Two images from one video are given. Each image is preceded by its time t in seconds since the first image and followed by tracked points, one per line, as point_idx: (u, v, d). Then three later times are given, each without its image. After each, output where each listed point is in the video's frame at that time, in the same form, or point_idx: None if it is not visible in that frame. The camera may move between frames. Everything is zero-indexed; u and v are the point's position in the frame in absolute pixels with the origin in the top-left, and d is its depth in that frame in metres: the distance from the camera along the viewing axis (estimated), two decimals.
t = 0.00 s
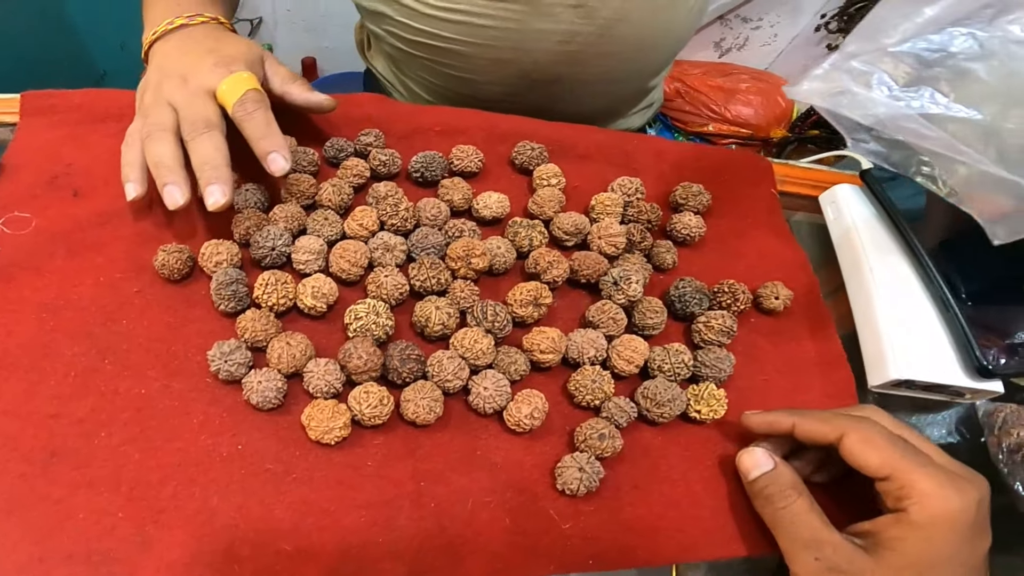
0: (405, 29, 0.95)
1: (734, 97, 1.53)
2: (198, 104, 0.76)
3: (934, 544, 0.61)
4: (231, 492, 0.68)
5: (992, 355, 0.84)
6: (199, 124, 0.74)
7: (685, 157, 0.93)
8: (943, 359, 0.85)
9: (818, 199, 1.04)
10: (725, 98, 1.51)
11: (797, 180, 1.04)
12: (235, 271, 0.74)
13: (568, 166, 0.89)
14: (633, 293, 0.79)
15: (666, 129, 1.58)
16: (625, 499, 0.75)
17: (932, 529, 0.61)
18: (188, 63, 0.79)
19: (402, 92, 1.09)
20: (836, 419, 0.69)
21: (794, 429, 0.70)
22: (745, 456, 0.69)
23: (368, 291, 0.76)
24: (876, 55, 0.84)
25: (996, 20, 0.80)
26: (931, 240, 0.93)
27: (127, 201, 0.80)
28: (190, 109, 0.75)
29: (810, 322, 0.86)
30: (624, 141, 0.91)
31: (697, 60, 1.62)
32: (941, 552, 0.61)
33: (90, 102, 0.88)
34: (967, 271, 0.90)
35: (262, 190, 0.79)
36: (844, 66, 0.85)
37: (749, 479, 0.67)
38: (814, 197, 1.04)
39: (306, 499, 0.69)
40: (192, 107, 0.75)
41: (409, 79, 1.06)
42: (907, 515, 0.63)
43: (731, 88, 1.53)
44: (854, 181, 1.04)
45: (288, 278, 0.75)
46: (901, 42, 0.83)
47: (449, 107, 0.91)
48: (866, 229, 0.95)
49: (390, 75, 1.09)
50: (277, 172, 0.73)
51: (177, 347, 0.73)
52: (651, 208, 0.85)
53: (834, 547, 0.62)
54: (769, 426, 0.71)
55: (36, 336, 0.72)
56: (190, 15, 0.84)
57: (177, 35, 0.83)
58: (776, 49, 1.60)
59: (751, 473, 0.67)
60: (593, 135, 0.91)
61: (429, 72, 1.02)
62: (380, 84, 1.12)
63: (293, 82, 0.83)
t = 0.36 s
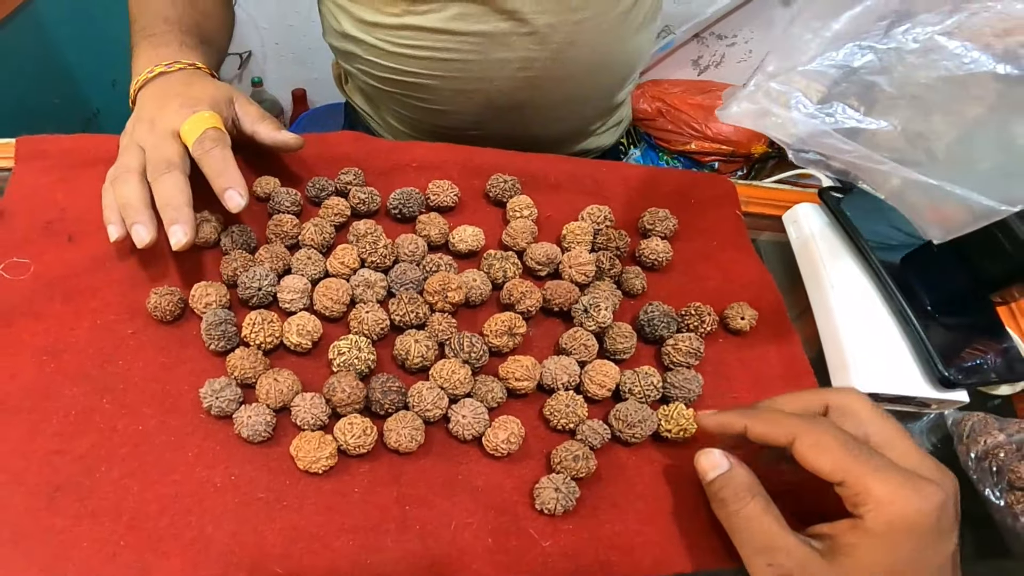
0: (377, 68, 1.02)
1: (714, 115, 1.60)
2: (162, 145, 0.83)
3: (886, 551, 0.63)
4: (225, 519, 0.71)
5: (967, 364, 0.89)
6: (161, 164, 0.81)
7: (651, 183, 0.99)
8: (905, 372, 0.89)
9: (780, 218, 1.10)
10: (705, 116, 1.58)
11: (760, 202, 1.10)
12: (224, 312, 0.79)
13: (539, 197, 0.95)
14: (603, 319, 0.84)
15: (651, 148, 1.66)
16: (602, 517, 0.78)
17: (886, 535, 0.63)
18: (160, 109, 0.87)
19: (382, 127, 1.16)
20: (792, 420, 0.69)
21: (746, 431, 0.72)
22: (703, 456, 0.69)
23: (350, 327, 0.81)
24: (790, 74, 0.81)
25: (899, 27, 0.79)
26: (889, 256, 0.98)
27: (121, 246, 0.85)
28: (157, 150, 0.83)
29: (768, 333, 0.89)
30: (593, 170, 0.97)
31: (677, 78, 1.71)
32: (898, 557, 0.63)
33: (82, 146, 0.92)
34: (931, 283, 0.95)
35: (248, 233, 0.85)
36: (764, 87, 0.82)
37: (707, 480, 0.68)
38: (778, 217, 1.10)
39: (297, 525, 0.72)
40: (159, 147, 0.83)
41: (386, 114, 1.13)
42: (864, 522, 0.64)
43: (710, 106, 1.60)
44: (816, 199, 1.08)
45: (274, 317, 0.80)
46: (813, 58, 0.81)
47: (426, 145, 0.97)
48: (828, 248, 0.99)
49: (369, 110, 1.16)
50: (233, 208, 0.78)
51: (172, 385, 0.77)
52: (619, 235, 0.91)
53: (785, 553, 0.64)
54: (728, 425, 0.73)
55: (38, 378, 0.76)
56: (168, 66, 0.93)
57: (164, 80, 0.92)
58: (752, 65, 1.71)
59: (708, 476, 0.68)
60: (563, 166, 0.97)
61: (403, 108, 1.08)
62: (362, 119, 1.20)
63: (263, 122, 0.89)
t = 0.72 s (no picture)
0: (371, 83, 1.06)
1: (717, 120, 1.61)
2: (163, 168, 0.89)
3: (798, 476, 0.63)
4: (229, 518, 0.74)
5: (970, 362, 0.91)
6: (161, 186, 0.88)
7: (639, 188, 1.01)
8: (893, 367, 0.90)
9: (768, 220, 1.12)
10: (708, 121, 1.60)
11: (749, 204, 1.12)
12: (226, 322, 0.83)
13: (529, 205, 0.98)
14: (590, 322, 0.86)
15: (657, 155, 1.69)
16: (593, 514, 0.81)
17: (773, 463, 0.64)
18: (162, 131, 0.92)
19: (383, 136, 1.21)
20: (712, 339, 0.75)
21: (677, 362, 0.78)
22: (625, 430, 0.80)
23: (346, 335, 0.85)
24: (741, 75, 0.79)
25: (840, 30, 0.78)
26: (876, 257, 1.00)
27: (128, 262, 0.89)
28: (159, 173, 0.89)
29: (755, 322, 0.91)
30: (582, 177, 1.00)
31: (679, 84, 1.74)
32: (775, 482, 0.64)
33: (91, 166, 0.97)
34: (922, 281, 0.97)
35: (250, 248, 0.90)
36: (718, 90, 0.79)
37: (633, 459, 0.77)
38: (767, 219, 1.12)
39: (296, 525, 0.75)
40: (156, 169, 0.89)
41: (383, 124, 1.17)
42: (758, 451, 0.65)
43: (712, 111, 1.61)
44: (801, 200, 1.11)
45: (273, 326, 0.83)
46: (760, 59, 0.79)
47: (420, 156, 1.00)
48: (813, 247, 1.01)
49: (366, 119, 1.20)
50: (224, 228, 0.83)
51: (177, 393, 0.81)
52: (607, 240, 0.94)
53: (707, 502, 0.68)
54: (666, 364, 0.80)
55: (51, 388, 0.80)
56: (168, 88, 0.98)
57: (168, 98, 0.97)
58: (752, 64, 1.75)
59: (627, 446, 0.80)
60: (553, 174, 0.99)
61: (400, 119, 1.12)
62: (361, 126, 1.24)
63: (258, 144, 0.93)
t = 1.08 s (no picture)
0: (362, 66, 1.04)
1: (696, 107, 1.61)
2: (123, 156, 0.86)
3: (869, 413, 0.53)
4: (199, 516, 0.72)
5: (946, 349, 0.91)
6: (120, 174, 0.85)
7: (618, 174, 1.00)
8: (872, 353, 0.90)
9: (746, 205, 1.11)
10: (687, 109, 1.59)
11: (729, 189, 1.11)
12: (193, 315, 0.80)
13: (507, 191, 0.96)
14: (567, 310, 0.85)
15: (636, 143, 1.68)
16: (573, 507, 0.79)
17: (852, 392, 0.54)
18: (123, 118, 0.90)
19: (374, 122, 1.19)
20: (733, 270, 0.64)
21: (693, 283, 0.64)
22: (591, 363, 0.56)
23: (318, 326, 0.83)
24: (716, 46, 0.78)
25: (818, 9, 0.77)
26: (854, 242, 0.99)
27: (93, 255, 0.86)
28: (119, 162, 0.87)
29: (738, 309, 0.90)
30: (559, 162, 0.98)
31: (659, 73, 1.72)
32: (884, 416, 0.53)
33: (58, 157, 0.94)
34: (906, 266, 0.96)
35: (215, 237, 0.87)
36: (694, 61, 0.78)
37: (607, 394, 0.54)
38: (745, 204, 1.11)
39: (269, 522, 0.73)
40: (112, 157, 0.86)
41: (374, 108, 1.14)
42: (829, 376, 0.55)
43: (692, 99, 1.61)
44: (779, 184, 1.11)
45: (242, 318, 0.81)
46: (736, 32, 0.77)
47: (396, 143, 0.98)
48: (792, 234, 1.01)
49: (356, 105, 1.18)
50: (180, 218, 0.81)
51: (144, 389, 0.79)
52: (584, 226, 0.92)
53: (741, 438, 0.52)
54: (667, 288, 0.65)
55: (13, 385, 0.77)
56: (135, 75, 0.96)
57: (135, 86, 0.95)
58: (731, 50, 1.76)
59: (607, 388, 0.54)
60: (530, 160, 0.98)
61: (392, 102, 1.10)
62: (350, 110, 1.23)
63: (222, 136, 0.90)
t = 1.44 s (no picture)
0: (370, 66, 1.04)
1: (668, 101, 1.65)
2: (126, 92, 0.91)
3: (755, 382, 0.51)
4: (168, 535, 0.72)
5: (909, 337, 0.92)
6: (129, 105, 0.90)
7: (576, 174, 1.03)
8: (833, 345, 0.91)
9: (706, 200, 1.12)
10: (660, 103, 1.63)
11: (688, 184, 1.12)
12: (154, 336, 0.81)
13: (467, 196, 0.98)
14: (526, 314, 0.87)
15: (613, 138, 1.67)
16: (539, 511, 0.81)
17: (736, 360, 0.52)
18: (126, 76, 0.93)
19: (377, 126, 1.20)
20: (576, 222, 0.64)
21: (524, 233, 0.64)
22: (436, 341, 0.53)
23: (279, 342, 0.84)
24: None
25: None
26: (814, 233, 1.00)
27: (55, 277, 0.86)
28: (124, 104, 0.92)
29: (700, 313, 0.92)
30: (520, 166, 1.01)
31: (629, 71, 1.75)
32: (773, 384, 0.52)
33: (14, 178, 0.91)
34: (864, 255, 0.97)
35: (175, 257, 0.88)
36: None
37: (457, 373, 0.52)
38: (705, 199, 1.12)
39: (238, 538, 0.73)
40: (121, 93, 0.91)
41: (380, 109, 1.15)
42: (715, 340, 0.53)
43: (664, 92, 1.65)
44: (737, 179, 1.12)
45: (203, 337, 0.83)
46: None
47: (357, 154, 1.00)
48: (750, 228, 1.02)
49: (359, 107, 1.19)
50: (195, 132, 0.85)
51: (109, 411, 0.79)
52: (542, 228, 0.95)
53: (615, 423, 0.50)
54: (499, 234, 0.65)
55: None
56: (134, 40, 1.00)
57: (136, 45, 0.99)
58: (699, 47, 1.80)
59: (454, 369, 0.52)
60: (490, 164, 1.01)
61: (396, 102, 1.10)
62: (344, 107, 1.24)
63: (234, 40, 0.91)
